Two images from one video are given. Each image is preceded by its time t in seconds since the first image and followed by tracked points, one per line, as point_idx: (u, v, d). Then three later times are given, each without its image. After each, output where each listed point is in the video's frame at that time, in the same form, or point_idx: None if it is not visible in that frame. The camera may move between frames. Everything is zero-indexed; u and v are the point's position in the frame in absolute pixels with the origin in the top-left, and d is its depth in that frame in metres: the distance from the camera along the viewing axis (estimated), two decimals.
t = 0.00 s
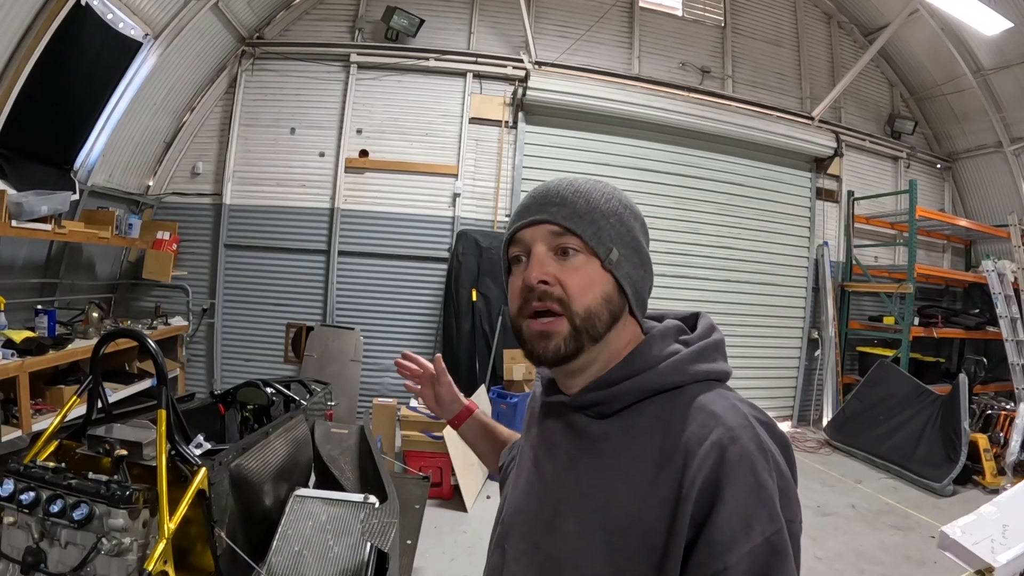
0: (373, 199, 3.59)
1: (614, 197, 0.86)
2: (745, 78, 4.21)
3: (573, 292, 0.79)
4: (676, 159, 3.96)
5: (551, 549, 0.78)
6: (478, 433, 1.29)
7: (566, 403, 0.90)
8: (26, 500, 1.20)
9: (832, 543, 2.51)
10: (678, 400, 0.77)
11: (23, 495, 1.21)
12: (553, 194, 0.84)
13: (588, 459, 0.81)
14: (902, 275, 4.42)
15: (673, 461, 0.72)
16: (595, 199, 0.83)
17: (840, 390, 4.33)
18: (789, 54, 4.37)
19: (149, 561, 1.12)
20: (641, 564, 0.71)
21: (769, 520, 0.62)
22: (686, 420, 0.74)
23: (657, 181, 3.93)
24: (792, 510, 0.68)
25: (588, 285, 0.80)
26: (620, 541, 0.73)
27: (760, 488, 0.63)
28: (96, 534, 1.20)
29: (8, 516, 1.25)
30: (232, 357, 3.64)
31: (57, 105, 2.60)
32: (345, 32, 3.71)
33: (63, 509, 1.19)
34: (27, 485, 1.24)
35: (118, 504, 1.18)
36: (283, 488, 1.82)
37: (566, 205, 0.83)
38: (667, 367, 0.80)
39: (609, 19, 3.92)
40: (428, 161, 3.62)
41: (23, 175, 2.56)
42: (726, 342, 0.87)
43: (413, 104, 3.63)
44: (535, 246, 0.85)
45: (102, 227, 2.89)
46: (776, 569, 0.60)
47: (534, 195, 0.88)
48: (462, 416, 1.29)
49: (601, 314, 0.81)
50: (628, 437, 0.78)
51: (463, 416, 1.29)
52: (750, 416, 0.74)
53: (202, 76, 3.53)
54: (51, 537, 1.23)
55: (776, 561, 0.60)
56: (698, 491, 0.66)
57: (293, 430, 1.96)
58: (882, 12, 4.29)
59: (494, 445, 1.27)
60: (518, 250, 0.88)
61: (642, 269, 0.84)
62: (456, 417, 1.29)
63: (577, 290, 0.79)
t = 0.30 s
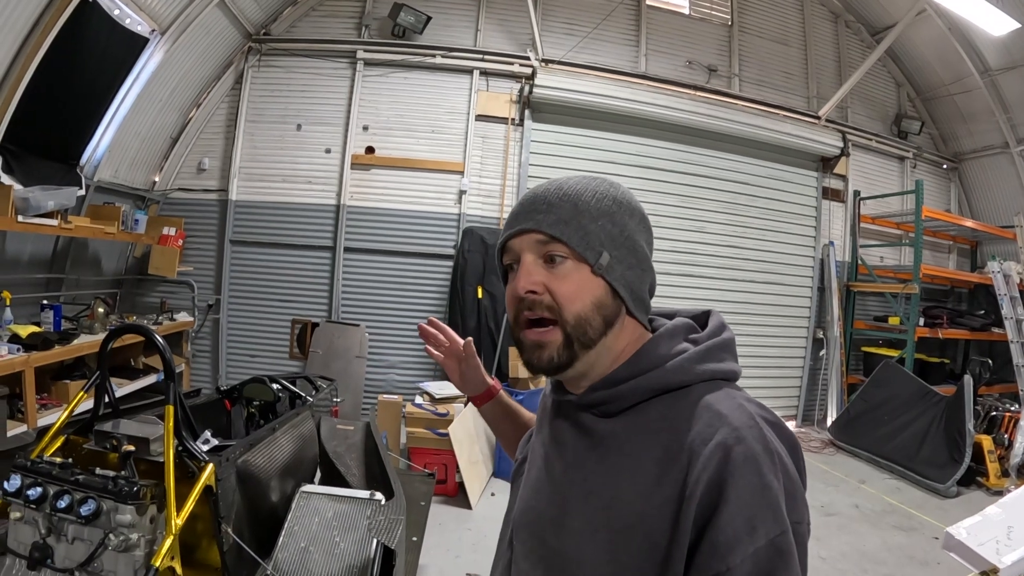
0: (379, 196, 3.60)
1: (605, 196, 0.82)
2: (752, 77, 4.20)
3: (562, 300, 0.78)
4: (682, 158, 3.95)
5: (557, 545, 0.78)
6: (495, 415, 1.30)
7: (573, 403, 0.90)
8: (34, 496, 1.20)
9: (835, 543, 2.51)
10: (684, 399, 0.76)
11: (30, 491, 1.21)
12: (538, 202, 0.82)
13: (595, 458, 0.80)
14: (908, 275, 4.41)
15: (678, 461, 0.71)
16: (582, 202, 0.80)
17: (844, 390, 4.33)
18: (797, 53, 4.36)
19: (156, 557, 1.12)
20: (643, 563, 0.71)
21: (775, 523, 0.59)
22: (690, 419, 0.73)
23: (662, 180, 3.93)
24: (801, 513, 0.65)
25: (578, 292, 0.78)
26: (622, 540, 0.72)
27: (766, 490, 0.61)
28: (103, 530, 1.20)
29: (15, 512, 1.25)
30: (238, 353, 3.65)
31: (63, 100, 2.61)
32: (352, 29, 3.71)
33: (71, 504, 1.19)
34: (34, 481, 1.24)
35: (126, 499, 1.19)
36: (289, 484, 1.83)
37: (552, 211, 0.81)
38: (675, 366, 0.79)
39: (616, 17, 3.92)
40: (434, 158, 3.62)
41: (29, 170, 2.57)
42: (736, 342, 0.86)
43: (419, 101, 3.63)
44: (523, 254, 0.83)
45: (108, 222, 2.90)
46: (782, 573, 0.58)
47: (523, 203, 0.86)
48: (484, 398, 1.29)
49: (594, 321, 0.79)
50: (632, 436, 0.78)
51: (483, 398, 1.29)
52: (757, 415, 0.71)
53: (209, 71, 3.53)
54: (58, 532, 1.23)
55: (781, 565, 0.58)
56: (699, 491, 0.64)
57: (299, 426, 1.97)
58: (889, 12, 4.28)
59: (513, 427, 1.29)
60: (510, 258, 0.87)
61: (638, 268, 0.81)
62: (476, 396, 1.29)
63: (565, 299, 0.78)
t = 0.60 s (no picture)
0: (385, 193, 3.60)
1: (616, 191, 0.87)
2: (758, 75, 4.20)
3: (583, 281, 0.79)
4: (688, 156, 3.95)
5: (559, 538, 0.78)
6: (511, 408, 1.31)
7: (575, 395, 0.90)
8: (43, 487, 1.20)
9: (839, 542, 2.51)
10: (683, 390, 0.76)
11: (40, 482, 1.21)
12: (559, 186, 0.84)
13: (595, 450, 0.80)
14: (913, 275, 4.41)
15: (677, 452, 0.70)
16: (600, 191, 0.84)
17: (848, 389, 4.32)
18: (802, 52, 4.35)
19: (164, 548, 1.13)
20: (644, 555, 0.70)
21: (774, 511, 0.59)
22: (689, 410, 0.72)
23: (668, 178, 3.93)
24: (802, 502, 0.64)
25: (598, 274, 0.79)
26: (623, 530, 0.71)
27: (764, 478, 0.60)
28: (112, 521, 1.21)
29: (24, 503, 1.26)
30: (244, 349, 3.67)
31: (70, 95, 2.62)
32: (358, 26, 3.72)
33: (80, 495, 1.20)
34: (43, 472, 1.24)
35: (135, 491, 1.19)
36: (297, 478, 1.83)
37: (572, 197, 0.83)
38: (672, 358, 0.79)
39: (622, 15, 3.92)
40: (440, 156, 3.62)
41: (36, 166, 2.59)
42: (735, 332, 0.86)
43: (425, 98, 3.64)
44: (542, 238, 0.83)
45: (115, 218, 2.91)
46: (782, 562, 0.57)
47: (537, 191, 0.87)
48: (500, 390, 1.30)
49: (612, 302, 0.80)
50: (632, 427, 0.77)
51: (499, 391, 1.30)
52: (757, 405, 0.71)
53: (215, 68, 3.54)
54: (67, 523, 1.24)
55: (781, 554, 0.57)
56: (698, 480, 0.64)
57: (306, 420, 1.97)
58: (896, 11, 4.27)
59: (528, 423, 1.30)
60: (524, 244, 0.87)
61: (646, 258, 0.85)
62: (494, 389, 1.30)
63: (587, 279, 0.78)
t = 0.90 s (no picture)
0: (387, 193, 3.61)
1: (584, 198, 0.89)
2: (760, 75, 4.19)
3: (561, 286, 0.79)
4: (689, 156, 3.95)
5: (552, 548, 0.77)
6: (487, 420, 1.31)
7: (559, 404, 0.89)
8: (43, 487, 1.20)
9: (842, 542, 2.50)
10: (668, 393, 0.75)
11: (40, 482, 1.21)
12: (529, 197, 0.85)
13: (584, 457, 0.79)
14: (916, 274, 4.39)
15: (666, 456, 0.70)
16: (568, 199, 0.86)
17: (851, 389, 4.31)
18: (805, 51, 4.34)
19: (164, 548, 1.13)
20: (639, 561, 0.69)
21: (765, 511, 0.58)
22: (676, 413, 0.72)
23: (669, 177, 3.92)
24: (793, 500, 0.64)
25: (576, 278, 0.79)
26: (616, 537, 0.71)
27: (754, 478, 0.60)
28: (111, 521, 1.21)
29: (25, 503, 1.26)
30: (246, 349, 3.67)
31: (72, 96, 2.62)
32: (360, 26, 3.72)
33: (80, 495, 1.19)
34: (44, 472, 1.24)
35: (135, 491, 1.19)
36: (297, 478, 1.83)
37: (543, 206, 0.84)
38: (654, 363, 0.78)
39: (624, 14, 3.91)
40: (441, 156, 3.62)
41: (39, 166, 2.59)
42: (717, 332, 0.85)
43: (427, 99, 3.64)
44: (517, 247, 0.84)
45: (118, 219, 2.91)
46: (775, 563, 0.56)
47: (508, 204, 0.88)
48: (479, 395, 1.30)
49: (592, 305, 0.80)
50: (620, 433, 0.77)
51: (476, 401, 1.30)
52: (743, 404, 0.70)
53: (217, 69, 3.55)
54: (67, 523, 1.24)
55: (774, 554, 0.56)
56: (688, 484, 0.63)
57: (306, 420, 1.97)
58: (898, 10, 4.26)
59: (508, 431, 1.29)
60: (500, 255, 0.87)
61: (622, 261, 0.86)
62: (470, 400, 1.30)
63: (565, 283, 0.79)
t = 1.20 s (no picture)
0: (389, 194, 3.61)
1: (577, 196, 0.88)
2: (761, 75, 4.19)
3: (549, 288, 0.79)
4: (690, 156, 3.94)
5: (543, 558, 0.75)
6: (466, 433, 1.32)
7: (544, 409, 0.88)
8: (43, 486, 1.20)
9: (843, 543, 2.49)
10: (655, 396, 0.74)
11: (40, 482, 1.21)
12: (522, 193, 0.84)
13: (571, 462, 0.78)
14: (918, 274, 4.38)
15: (654, 460, 0.69)
16: (561, 199, 0.84)
17: (853, 389, 4.30)
18: (806, 51, 4.34)
19: (163, 547, 1.13)
20: (630, 566, 0.68)
21: (756, 514, 0.58)
22: (663, 417, 0.71)
23: (670, 177, 3.92)
24: (781, 500, 0.64)
25: (564, 280, 0.79)
26: (607, 544, 0.70)
27: (744, 481, 0.59)
28: (111, 520, 1.21)
29: (25, 502, 1.26)
30: (247, 349, 3.68)
31: (74, 98, 2.63)
32: (361, 27, 3.72)
33: (79, 495, 1.19)
34: (44, 472, 1.25)
35: (134, 490, 1.19)
36: (297, 478, 1.83)
37: (535, 205, 0.83)
38: (638, 366, 0.78)
39: (625, 15, 3.91)
40: (442, 157, 3.63)
41: (42, 168, 2.60)
42: (699, 332, 0.85)
43: (428, 99, 3.65)
44: (506, 245, 0.83)
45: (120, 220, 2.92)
46: (768, 565, 0.56)
47: (499, 199, 0.87)
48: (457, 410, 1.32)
49: (579, 308, 0.80)
50: (608, 437, 0.76)
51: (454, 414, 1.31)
52: (729, 406, 0.70)
53: (218, 70, 3.55)
54: (67, 523, 1.24)
55: (767, 556, 0.56)
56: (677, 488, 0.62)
57: (306, 421, 1.97)
58: (899, 9, 4.25)
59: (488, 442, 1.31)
60: (488, 252, 0.86)
61: (611, 263, 0.86)
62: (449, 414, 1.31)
63: (553, 285, 0.78)
